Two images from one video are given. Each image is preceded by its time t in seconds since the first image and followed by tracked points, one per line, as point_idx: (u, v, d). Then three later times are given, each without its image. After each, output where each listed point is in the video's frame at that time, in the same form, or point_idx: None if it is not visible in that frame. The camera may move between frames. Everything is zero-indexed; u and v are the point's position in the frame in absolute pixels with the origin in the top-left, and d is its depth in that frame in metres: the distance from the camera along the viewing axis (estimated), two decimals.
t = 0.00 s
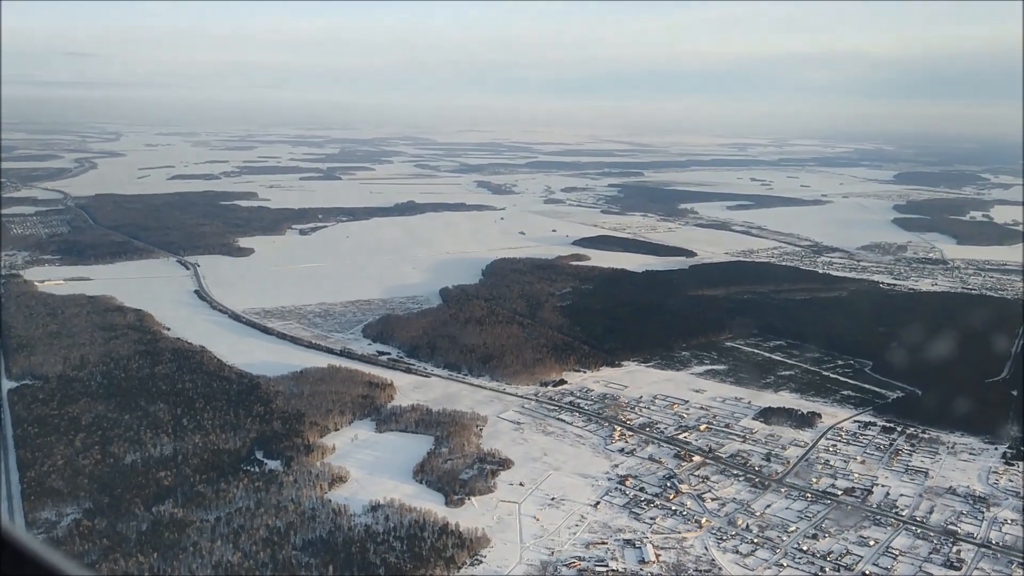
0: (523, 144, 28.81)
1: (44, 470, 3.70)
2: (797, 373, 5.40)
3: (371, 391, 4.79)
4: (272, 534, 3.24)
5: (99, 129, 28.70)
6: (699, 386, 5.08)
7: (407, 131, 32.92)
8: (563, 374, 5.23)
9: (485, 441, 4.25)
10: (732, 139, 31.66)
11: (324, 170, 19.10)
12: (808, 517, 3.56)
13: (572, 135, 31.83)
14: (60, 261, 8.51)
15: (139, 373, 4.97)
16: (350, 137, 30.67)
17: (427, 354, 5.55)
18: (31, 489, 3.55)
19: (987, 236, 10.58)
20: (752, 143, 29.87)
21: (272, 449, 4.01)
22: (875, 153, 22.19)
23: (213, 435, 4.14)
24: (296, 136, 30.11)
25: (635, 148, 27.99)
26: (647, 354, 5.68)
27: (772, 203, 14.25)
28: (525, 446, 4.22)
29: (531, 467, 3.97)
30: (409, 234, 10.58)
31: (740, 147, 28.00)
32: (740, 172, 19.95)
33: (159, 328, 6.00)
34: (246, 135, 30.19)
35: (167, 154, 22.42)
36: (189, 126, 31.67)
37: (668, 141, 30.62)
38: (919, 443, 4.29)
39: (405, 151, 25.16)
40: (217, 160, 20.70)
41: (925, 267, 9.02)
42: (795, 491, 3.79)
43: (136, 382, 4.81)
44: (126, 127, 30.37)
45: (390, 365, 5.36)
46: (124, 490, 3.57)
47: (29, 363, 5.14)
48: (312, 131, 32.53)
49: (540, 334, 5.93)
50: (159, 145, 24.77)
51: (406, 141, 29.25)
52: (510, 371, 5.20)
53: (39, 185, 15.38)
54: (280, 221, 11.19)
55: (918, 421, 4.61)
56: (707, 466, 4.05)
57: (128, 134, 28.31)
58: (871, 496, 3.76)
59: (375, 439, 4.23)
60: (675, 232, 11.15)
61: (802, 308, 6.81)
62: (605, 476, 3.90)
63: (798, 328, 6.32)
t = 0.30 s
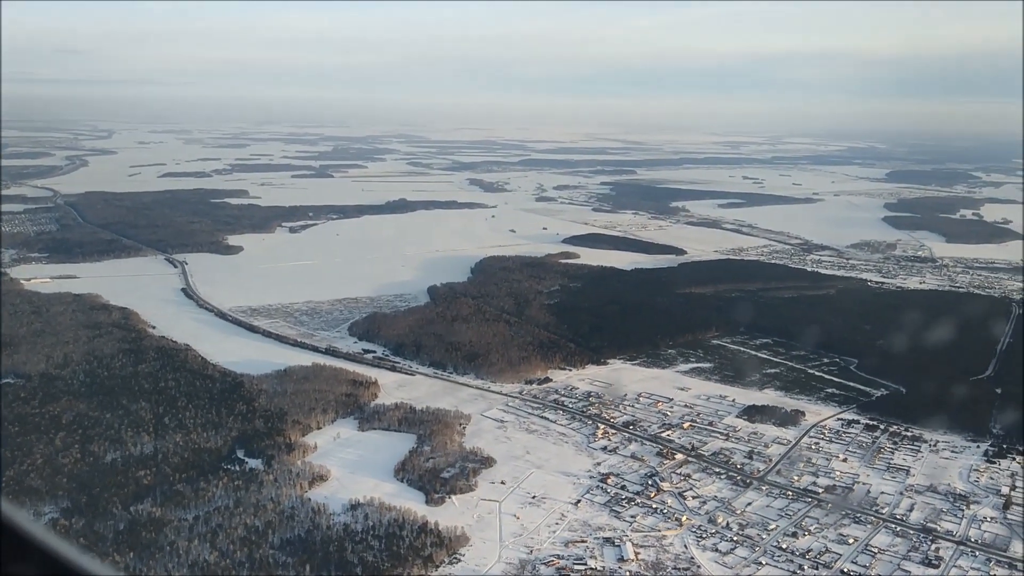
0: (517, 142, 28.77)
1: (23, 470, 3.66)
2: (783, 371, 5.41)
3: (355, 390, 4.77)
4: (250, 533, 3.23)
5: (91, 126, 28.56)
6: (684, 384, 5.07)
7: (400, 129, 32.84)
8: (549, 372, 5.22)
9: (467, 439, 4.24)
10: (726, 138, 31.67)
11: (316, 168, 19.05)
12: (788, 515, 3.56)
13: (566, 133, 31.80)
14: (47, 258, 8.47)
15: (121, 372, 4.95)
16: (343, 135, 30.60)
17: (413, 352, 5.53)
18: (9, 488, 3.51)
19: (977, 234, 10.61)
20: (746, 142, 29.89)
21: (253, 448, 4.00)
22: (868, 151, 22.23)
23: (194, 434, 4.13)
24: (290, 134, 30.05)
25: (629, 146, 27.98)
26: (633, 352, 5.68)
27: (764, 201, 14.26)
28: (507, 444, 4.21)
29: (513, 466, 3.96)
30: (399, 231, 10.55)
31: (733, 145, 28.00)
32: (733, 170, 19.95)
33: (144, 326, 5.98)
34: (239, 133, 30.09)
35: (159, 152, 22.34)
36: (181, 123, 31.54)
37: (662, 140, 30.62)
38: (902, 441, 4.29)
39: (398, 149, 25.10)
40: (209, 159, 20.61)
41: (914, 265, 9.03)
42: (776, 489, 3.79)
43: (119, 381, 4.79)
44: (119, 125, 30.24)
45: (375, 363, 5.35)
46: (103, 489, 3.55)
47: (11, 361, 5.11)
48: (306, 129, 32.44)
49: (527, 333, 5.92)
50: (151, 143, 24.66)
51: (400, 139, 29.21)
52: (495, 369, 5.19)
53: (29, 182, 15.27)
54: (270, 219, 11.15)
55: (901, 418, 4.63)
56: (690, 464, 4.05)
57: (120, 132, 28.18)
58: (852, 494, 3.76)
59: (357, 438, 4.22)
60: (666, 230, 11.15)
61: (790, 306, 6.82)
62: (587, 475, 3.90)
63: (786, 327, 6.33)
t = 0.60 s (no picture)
0: (510, 146, 28.79)
1: None
2: (768, 375, 5.41)
3: (338, 394, 4.76)
4: (227, 539, 3.21)
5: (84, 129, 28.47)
6: (669, 388, 5.07)
7: (394, 132, 32.85)
8: (534, 376, 5.21)
9: (450, 443, 4.23)
10: (719, 141, 31.74)
11: (309, 172, 19.02)
12: (769, 519, 3.56)
13: (560, 137, 31.85)
14: (34, 260, 8.42)
15: (104, 376, 4.92)
16: (336, 138, 30.58)
17: (398, 356, 5.52)
18: None
19: (966, 237, 10.65)
20: (739, 146, 29.95)
21: (234, 453, 3.98)
22: (860, 155, 22.30)
23: (175, 439, 4.10)
24: (283, 138, 30.03)
25: (622, 150, 28.02)
26: (619, 356, 5.67)
27: (755, 205, 14.29)
28: (490, 448, 4.20)
29: (495, 470, 3.95)
30: (389, 235, 10.53)
31: (726, 149, 28.06)
32: (725, 174, 19.98)
33: (128, 330, 5.95)
34: (232, 136, 30.03)
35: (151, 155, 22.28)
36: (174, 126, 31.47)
37: (655, 143, 30.68)
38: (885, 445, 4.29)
39: (391, 153, 25.09)
40: (202, 162, 20.55)
41: (903, 269, 9.05)
42: (757, 493, 3.79)
43: (101, 386, 4.76)
44: (112, 127, 30.16)
45: (360, 367, 5.33)
46: (81, 493, 3.51)
47: None
48: (299, 132, 32.42)
49: (513, 336, 5.91)
50: (144, 146, 24.61)
51: (393, 142, 29.20)
52: (480, 373, 5.18)
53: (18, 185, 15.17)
54: (260, 223, 11.12)
55: (884, 423, 4.64)
56: (672, 468, 4.04)
57: (113, 134, 28.10)
58: (833, 498, 3.76)
59: (339, 442, 4.21)
60: (656, 233, 11.17)
61: (777, 309, 6.82)
62: (568, 479, 3.89)
63: (773, 331, 6.33)
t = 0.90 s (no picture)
0: (504, 156, 28.82)
1: None
2: (754, 386, 5.39)
3: (321, 405, 4.73)
4: (202, 552, 3.17)
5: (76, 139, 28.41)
6: (654, 399, 5.05)
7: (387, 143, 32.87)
8: (518, 387, 5.19)
9: (432, 455, 4.20)
10: (712, 152, 31.83)
11: (301, 182, 18.98)
12: (750, 532, 3.53)
13: (553, 147, 31.91)
14: (20, 271, 8.38)
15: (84, 388, 4.87)
16: (330, 148, 30.58)
17: (382, 367, 5.49)
18: None
19: (955, 248, 10.67)
20: (732, 156, 30.03)
21: (212, 465, 3.95)
22: (852, 166, 22.38)
23: (153, 451, 4.07)
24: (276, 148, 30.01)
25: (615, 160, 28.07)
26: (605, 366, 5.65)
27: (746, 216, 14.31)
28: (472, 460, 4.17)
29: (476, 482, 3.92)
30: (379, 245, 10.51)
31: (719, 160, 28.13)
32: (717, 185, 20.02)
33: (111, 342, 5.90)
34: (225, 146, 30.01)
35: (143, 165, 22.25)
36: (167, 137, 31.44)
37: (648, 154, 30.75)
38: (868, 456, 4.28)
39: (385, 163, 25.09)
40: (193, 172, 20.53)
41: (892, 280, 9.06)
42: (739, 505, 3.77)
43: (81, 397, 4.71)
44: (104, 138, 30.12)
45: (343, 378, 5.30)
46: (55, 506, 3.46)
47: None
48: (293, 142, 32.42)
49: (498, 347, 5.89)
50: (136, 156, 24.56)
51: (387, 153, 29.21)
52: (464, 385, 5.15)
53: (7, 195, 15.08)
54: (249, 233, 11.09)
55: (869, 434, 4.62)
56: (654, 480, 4.01)
57: (105, 145, 28.06)
58: (815, 510, 3.74)
59: (320, 454, 4.17)
60: (647, 244, 11.17)
61: (765, 320, 6.82)
62: (550, 491, 3.86)
63: (760, 342, 6.32)
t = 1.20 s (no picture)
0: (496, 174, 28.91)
1: None
2: (738, 403, 5.39)
3: (302, 423, 4.70)
4: (176, 571, 3.13)
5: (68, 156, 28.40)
6: (638, 416, 5.04)
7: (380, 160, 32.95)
8: (502, 405, 5.17)
9: (412, 473, 4.18)
10: (704, 170, 32.02)
11: (292, 200, 18.99)
12: (730, 550, 3.52)
13: (545, 165, 32.04)
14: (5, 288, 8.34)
15: (64, 406, 4.83)
16: (322, 166, 30.63)
17: (366, 385, 5.47)
18: None
19: (942, 266, 10.73)
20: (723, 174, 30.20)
21: (190, 484, 3.92)
22: (841, 184, 22.52)
23: (131, 469, 4.04)
24: (269, 165, 30.05)
25: (607, 178, 28.18)
26: (589, 384, 5.65)
27: (736, 233, 14.37)
28: (452, 478, 4.15)
29: (456, 500, 3.90)
30: (367, 263, 10.51)
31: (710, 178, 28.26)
32: (708, 203, 20.11)
33: (94, 359, 5.86)
34: (218, 164, 30.02)
35: (134, 182, 22.22)
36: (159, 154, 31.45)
37: (640, 172, 30.89)
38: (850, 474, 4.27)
39: (377, 180, 25.14)
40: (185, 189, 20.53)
41: (879, 297, 9.09)
42: (720, 523, 3.75)
43: (60, 415, 4.67)
44: (96, 154, 30.11)
45: (326, 396, 5.28)
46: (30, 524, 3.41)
47: None
48: (285, 160, 32.46)
49: (483, 365, 5.88)
50: (127, 174, 24.54)
51: (379, 170, 29.27)
52: (447, 403, 5.14)
53: None
54: (238, 250, 11.08)
55: (852, 451, 4.61)
56: (636, 498, 4.00)
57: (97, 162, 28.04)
58: (796, 528, 3.73)
59: (300, 473, 4.15)
60: (636, 261, 11.19)
61: (750, 337, 6.83)
62: (530, 509, 3.84)
63: (745, 359, 6.32)
